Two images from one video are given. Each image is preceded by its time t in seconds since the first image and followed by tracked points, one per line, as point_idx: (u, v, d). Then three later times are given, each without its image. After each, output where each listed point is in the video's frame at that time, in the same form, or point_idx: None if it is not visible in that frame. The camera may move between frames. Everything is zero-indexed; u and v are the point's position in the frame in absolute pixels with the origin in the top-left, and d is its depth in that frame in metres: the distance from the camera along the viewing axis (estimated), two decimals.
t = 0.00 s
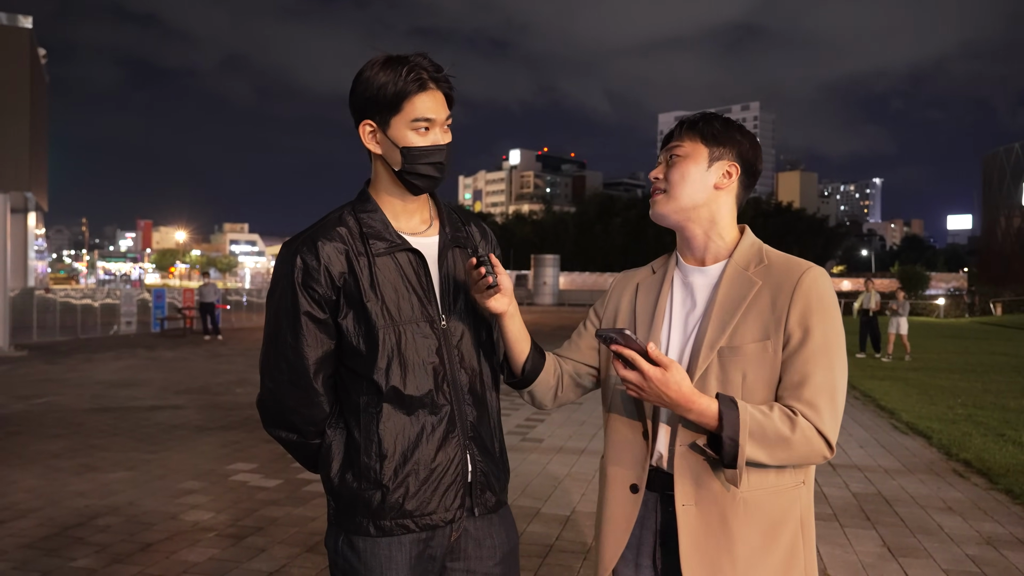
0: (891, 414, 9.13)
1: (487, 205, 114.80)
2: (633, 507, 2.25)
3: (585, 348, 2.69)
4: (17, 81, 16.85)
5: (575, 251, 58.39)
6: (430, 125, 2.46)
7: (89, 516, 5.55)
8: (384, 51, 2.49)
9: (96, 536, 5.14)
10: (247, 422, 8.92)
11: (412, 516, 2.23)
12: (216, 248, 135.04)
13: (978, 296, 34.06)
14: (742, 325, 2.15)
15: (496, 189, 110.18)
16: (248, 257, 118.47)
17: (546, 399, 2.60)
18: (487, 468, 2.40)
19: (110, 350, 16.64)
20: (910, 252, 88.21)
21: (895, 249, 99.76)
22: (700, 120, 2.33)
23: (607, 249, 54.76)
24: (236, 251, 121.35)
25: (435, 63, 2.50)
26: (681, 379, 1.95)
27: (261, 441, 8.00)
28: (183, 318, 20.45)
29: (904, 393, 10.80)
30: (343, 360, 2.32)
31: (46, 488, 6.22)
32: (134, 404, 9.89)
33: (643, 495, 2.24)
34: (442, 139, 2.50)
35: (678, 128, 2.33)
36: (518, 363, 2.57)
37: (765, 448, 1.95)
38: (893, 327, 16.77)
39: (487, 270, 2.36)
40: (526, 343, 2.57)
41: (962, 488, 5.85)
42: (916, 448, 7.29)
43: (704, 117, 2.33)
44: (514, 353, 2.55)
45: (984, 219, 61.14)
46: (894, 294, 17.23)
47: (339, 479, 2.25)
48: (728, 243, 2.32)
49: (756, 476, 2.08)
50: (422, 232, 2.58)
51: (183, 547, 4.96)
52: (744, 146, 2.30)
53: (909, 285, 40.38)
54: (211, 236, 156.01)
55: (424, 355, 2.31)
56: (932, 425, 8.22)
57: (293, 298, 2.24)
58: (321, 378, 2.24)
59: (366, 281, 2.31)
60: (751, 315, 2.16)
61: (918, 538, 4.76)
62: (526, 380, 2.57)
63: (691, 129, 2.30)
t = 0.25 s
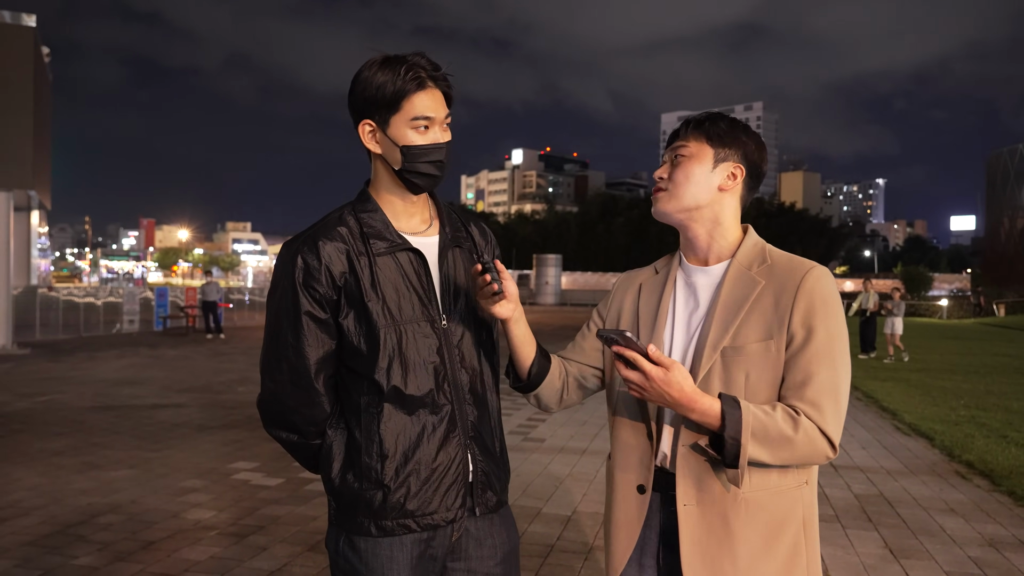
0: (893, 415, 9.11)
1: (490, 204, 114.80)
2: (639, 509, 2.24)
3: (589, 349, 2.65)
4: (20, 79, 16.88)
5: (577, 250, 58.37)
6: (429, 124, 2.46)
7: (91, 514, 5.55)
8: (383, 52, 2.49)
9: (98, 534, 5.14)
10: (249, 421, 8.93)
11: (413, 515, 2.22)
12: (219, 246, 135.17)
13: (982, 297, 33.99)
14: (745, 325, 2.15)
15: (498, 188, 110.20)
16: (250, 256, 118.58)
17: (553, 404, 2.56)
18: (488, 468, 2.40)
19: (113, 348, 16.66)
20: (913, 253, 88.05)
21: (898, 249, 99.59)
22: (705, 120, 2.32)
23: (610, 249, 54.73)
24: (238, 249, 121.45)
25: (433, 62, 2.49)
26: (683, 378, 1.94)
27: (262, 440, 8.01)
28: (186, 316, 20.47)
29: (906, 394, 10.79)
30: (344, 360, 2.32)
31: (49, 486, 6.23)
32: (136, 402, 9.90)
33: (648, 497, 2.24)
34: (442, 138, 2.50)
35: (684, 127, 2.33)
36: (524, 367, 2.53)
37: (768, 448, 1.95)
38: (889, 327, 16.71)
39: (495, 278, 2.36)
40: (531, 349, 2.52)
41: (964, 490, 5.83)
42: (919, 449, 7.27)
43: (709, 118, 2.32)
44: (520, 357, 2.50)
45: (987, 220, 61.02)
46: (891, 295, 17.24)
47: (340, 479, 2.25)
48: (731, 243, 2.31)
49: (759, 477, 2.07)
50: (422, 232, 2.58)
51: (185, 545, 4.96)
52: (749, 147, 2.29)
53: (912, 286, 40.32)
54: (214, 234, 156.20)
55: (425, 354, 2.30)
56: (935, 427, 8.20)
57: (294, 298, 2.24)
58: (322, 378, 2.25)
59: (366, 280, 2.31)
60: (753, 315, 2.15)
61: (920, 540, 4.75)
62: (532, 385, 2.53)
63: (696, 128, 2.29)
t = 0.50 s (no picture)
0: (895, 416, 9.11)
1: (491, 205, 114.82)
2: (640, 507, 2.25)
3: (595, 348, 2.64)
4: (22, 79, 16.90)
5: (579, 251, 58.38)
6: (428, 124, 2.47)
7: (93, 514, 5.56)
8: (377, 53, 2.49)
9: (100, 534, 5.15)
10: (251, 421, 8.93)
11: (414, 515, 2.22)
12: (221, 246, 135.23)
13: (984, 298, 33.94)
14: (752, 328, 2.15)
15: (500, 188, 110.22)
16: (252, 257, 118.68)
17: (563, 406, 2.55)
18: (489, 468, 2.40)
19: (114, 348, 16.68)
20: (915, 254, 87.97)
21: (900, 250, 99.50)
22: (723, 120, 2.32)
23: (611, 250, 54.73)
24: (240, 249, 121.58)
25: (428, 62, 2.50)
26: (704, 364, 1.88)
27: (264, 440, 8.01)
28: (187, 316, 20.50)
29: (908, 395, 10.78)
30: (344, 360, 2.32)
31: (51, 486, 6.23)
32: (138, 402, 9.91)
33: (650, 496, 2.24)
34: (441, 137, 2.50)
35: (700, 125, 2.33)
36: (539, 374, 2.50)
37: (780, 446, 1.94)
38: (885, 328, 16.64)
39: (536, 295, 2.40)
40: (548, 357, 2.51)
41: (967, 491, 5.82)
42: (921, 450, 7.26)
43: (727, 118, 2.32)
44: (534, 364, 2.48)
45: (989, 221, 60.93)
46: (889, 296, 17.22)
47: (341, 479, 2.25)
48: (738, 246, 2.31)
49: (764, 483, 2.08)
50: (422, 232, 2.58)
51: (186, 545, 4.97)
52: (763, 151, 2.29)
53: (914, 286, 40.28)
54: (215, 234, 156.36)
55: (426, 354, 2.30)
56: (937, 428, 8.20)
57: (294, 297, 2.24)
58: (322, 378, 2.25)
59: (367, 280, 2.31)
60: (760, 319, 2.15)
61: (922, 541, 4.75)
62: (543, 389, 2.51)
63: (714, 127, 2.30)
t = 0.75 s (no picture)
0: (897, 418, 9.10)
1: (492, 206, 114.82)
2: (629, 500, 2.23)
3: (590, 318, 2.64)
4: (24, 80, 16.90)
5: (580, 252, 58.38)
6: (424, 123, 2.46)
7: (94, 516, 5.55)
8: (364, 59, 2.50)
9: (101, 535, 5.15)
10: (252, 422, 8.93)
11: (416, 517, 2.21)
12: (222, 247, 135.30)
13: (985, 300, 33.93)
14: (754, 329, 2.14)
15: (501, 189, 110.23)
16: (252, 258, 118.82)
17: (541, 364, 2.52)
18: (490, 470, 2.40)
19: (115, 349, 16.68)
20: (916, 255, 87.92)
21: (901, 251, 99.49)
22: (738, 121, 2.27)
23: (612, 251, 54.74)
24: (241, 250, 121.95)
25: (416, 62, 2.50)
26: (673, 308, 1.77)
27: (265, 441, 8.01)
28: (189, 317, 20.50)
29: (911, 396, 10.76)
30: (345, 362, 2.31)
31: (52, 487, 6.23)
32: (139, 403, 9.91)
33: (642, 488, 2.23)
34: (438, 135, 2.49)
35: (716, 125, 2.28)
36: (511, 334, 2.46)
37: (750, 412, 1.80)
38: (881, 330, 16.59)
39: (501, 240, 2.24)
40: (519, 315, 2.45)
41: (969, 493, 5.81)
42: (922, 452, 7.26)
43: (741, 119, 2.27)
44: (506, 323, 2.43)
45: (991, 223, 60.91)
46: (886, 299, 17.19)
47: (343, 481, 2.24)
48: (746, 251, 2.28)
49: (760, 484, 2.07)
50: (424, 234, 2.57)
51: (188, 547, 4.97)
52: (779, 156, 2.24)
53: (915, 288, 40.25)
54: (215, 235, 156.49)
55: (425, 355, 2.30)
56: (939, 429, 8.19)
57: (296, 299, 2.23)
58: (324, 380, 2.24)
59: (368, 281, 2.30)
60: (761, 320, 2.14)
61: (925, 543, 4.74)
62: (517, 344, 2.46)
63: (729, 129, 2.25)
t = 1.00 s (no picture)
0: (897, 423, 9.08)
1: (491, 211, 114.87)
2: (600, 505, 2.21)
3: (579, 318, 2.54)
4: (23, 86, 16.92)
5: (579, 258, 58.39)
6: (418, 127, 2.46)
7: (91, 523, 5.53)
8: (352, 70, 2.50)
9: (99, 542, 5.13)
10: (251, 428, 8.92)
11: (415, 523, 2.21)
12: (221, 252, 135.24)
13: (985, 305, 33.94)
14: (749, 345, 2.10)
15: (500, 195, 110.30)
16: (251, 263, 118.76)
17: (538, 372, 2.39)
18: (490, 475, 2.38)
19: (114, 355, 16.64)
20: (915, 261, 88.00)
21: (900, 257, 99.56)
22: (735, 131, 2.23)
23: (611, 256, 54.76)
24: (240, 256, 122.04)
25: (404, 66, 2.50)
26: (627, 385, 1.78)
27: (263, 447, 7.99)
28: (187, 323, 20.48)
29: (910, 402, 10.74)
30: (345, 367, 2.30)
31: (49, 494, 6.21)
32: (137, 409, 9.88)
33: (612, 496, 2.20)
34: (433, 137, 2.49)
35: (713, 134, 2.25)
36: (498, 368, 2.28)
37: (727, 458, 1.84)
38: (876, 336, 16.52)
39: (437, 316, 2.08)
40: (501, 351, 2.26)
41: (969, 500, 5.80)
42: (923, 458, 7.25)
43: (738, 128, 2.24)
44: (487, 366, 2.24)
45: (990, 228, 60.97)
46: (880, 304, 17.14)
47: (342, 486, 2.24)
48: (742, 263, 2.27)
49: (759, 502, 2.04)
50: (424, 239, 2.55)
51: (186, 553, 4.95)
52: (775, 166, 2.22)
53: (914, 293, 40.25)
54: (215, 241, 156.47)
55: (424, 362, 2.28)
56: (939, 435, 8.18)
57: (295, 305, 2.22)
58: (323, 385, 2.23)
59: (367, 288, 2.29)
60: (757, 336, 2.10)
61: (926, 550, 4.72)
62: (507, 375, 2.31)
63: (725, 141, 2.22)
